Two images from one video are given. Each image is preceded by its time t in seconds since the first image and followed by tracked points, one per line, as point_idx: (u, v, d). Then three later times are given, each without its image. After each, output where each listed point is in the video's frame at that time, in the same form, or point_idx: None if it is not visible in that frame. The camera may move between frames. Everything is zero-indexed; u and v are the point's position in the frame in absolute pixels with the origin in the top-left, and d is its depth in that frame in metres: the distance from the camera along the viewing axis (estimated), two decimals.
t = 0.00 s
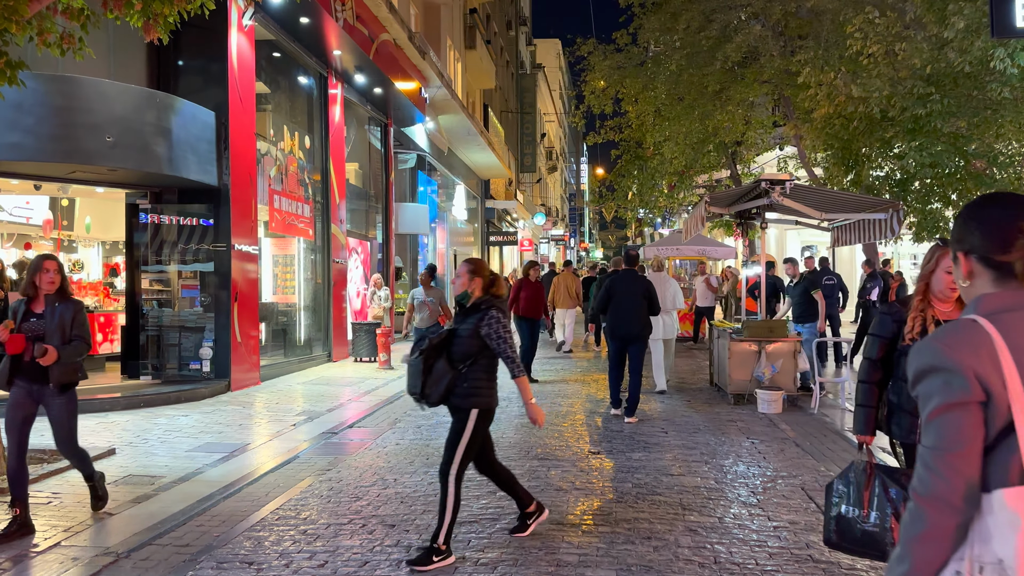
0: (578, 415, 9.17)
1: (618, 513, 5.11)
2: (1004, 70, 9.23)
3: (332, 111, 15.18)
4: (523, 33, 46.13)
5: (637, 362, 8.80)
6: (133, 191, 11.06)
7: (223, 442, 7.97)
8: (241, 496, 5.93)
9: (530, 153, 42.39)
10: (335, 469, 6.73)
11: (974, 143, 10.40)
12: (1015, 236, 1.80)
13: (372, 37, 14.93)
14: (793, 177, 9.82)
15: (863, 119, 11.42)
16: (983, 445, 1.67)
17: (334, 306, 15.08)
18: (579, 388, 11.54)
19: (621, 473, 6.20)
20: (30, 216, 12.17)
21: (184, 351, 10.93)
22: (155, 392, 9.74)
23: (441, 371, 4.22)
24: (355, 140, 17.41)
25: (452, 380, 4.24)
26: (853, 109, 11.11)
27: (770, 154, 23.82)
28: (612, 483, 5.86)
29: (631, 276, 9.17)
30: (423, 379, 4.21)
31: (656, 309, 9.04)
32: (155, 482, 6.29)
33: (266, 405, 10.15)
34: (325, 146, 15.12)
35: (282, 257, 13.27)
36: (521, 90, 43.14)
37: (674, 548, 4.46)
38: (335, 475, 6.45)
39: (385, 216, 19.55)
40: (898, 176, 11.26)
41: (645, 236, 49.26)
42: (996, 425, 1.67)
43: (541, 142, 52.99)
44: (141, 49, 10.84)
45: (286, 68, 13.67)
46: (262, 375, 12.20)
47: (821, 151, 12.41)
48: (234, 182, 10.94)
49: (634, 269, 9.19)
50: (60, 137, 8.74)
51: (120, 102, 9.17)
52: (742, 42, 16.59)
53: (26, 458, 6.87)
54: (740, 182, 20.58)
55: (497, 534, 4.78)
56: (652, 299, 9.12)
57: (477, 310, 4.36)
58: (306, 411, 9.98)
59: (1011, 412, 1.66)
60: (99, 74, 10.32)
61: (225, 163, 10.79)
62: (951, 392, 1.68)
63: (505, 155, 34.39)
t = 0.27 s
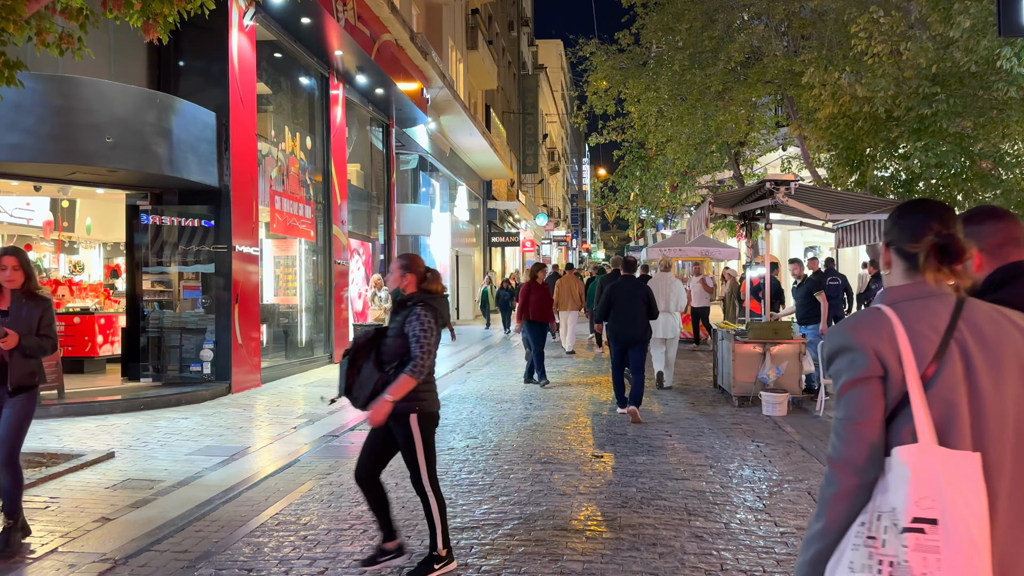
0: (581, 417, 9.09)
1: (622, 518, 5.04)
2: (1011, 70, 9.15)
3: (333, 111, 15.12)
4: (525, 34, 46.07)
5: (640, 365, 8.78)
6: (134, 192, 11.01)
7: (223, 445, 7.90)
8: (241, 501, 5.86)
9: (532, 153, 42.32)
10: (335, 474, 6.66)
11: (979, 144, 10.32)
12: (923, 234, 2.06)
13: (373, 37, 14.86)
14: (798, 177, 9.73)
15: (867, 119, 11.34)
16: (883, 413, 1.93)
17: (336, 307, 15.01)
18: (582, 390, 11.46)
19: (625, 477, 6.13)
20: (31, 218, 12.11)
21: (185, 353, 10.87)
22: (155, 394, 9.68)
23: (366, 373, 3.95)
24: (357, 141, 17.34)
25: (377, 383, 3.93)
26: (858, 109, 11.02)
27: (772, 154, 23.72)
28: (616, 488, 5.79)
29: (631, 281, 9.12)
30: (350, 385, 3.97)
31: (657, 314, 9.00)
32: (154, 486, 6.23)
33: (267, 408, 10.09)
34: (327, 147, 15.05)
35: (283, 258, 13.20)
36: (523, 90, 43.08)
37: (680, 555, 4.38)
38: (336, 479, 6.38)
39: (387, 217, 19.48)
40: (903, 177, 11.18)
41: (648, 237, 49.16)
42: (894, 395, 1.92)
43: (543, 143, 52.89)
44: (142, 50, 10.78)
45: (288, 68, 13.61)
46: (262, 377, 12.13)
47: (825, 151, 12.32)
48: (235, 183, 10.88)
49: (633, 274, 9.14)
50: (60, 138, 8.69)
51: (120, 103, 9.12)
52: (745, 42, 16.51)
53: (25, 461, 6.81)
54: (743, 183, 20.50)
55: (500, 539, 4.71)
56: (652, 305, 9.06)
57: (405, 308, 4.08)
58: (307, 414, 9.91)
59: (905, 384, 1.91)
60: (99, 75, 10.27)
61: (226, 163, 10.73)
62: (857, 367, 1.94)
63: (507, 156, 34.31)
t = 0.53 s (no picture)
0: (581, 419, 9.05)
1: (620, 522, 4.99)
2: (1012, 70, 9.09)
3: (332, 112, 15.08)
4: (526, 34, 46.04)
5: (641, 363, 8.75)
6: (132, 194, 11.00)
7: (221, 448, 7.84)
8: (236, 505, 5.82)
9: (534, 154, 42.29)
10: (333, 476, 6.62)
11: (981, 144, 10.25)
12: (839, 254, 2.39)
13: (372, 37, 14.82)
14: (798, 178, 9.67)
15: (869, 119, 11.28)
16: (792, 402, 2.21)
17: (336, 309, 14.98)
18: (582, 392, 11.41)
19: (624, 480, 6.09)
20: (29, 219, 12.07)
21: (184, 355, 10.83)
22: (155, 397, 9.64)
23: (274, 387, 3.75)
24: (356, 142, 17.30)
25: (283, 400, 3.74)
26: (859, 109, 10.96)
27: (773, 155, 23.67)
28: (614, 491, 5.74)
29: (629, 278, 9.11)
30: (253, 399, 3.75)
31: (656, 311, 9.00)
32: (151, 490, 6.18)
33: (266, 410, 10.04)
34: (326, 148, 15.01)
35: (282, 260, 13.18)
36: (524, 91, 43.10)
37: (678, 561, 4.34)
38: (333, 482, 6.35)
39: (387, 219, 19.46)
40: (904, 177, 11.11)
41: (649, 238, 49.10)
42: (801, 387, 2.21)
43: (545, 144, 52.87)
44: (140, 51, 10.77)
45: (287, 69, 13.59)
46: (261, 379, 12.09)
47: (826, 152, 12.28)
48: (233, 184, 10.85)
49: (631, 273, 9.11)
50: (58, 139, 8.67)
51: (118, 104, 9.10)
52: (745, 42, 16.47)
53: (21, 464, 6.77)
54: (744, 184, 20.42)
55: (496, 544, 4.67)
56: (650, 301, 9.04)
57: (318, 319, 3.88)
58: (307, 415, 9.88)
59: (809, 380, 2.20)
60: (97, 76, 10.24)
61: (224, 165, 10.71)
62: (771, 364, 2.23)
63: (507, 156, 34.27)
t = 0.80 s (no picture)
0: (579, 421, 9.00)
1: (615, 526, 4.95)
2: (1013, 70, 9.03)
3: (331, 113, 15.06)
4: (527, 35, 45.98)
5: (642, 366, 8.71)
6: (128, 196, 10.96)
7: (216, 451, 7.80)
8: (229, 508, 5.79)
9: (534, 155, 42.22)
10: (326, 480, 6.58)
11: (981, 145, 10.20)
12: (770, 251, 3.10)
13: (371, 38, 14.80)
14: (797, 179, 9.62)
15: (868, 120, 11.21)
16: (731, 379, 2.86)
17: (335, 310, 14.95)
18: (581, 394, 11.36)
19: (620, 483, 6.04)
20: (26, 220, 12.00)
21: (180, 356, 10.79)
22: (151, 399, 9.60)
23: (190, 394, 3.71)
24: (355, 143, 17.27)
25: (200, 404, 3.71)
26: (858, 109, 10.90)
27: (773, 155, 23.60)
28: (610, 495, 5.70)
29: (630, 281, 9.06)
30: (170, 407, 3.71)
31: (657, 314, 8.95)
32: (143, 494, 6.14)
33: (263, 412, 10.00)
34: (324, 149, 14.98)
35: (280, 261, 13.15)
36: (524, 92, 43.02)
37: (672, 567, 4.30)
38: (328, 486, 6.31)
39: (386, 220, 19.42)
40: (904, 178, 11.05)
41: (649, 238, 49.04)
42: (740, 366, 2.85)
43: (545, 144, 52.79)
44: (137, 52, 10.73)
45: (285, 70, 13.58)
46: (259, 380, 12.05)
47: (825, 153, 12.22)
48: (230, 185, 10.81)
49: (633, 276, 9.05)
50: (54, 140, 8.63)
51: (113, 105, 9.06)
52: (745, 43, 16.40)
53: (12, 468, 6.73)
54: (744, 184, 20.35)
55: (489, 548, 4.63)
56: (650, 305, 8.98)
57: (237, 321, 3.85)
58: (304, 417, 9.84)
59: (746, 359, 2.83)
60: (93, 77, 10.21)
61: (221, 166, 10.67)
62: (714, 347, 2.87)
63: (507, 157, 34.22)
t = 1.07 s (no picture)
0: (576, 421, 8.94)
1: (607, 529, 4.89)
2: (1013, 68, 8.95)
3: (328, 112, 15.01)
4: (527, 34, 45.88)
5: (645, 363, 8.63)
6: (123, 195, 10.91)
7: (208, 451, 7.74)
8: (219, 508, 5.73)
9: (534, 155, 42.13)
10: (317, 481, 6.52)
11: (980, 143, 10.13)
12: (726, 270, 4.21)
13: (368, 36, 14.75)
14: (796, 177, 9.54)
15: (866, 118, 11.11)
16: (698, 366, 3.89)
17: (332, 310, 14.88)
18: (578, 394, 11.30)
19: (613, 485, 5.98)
20: (22, 220, 11.86)
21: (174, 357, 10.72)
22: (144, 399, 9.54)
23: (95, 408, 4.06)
24: (353, 142, 17.22)
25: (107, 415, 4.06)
26: (856, 108, 10.82)
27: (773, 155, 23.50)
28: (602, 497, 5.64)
29: (633, 278, 8.98)
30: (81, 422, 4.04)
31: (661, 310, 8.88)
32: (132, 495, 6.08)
33: (257, 412, 9.94)
34: (322, 148, 14.92)
35: (277, 260, 13.09)
36: (524, 92, 42.92)
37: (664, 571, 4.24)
38: (319, 487, 6.26)
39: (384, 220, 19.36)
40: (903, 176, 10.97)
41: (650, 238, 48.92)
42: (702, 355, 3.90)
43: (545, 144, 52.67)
44: (132, 51, 10.69)
45: (282, 69, 13.54)
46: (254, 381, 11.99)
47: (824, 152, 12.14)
48: (225, 184, 10.76)
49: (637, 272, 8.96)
50: (46, 139, 8.57)
51: (107, 104, 9.02)
52: (745, 41, 16.31)
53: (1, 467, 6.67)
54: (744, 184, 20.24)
55: (480, 552, 4.58)
56: (651, 303, 8.91)
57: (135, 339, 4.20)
58: (299, 417, 9.78)
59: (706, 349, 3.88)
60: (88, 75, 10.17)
61: (216, 165, 10.61)
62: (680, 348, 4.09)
63: (507, 156, 34.13)
